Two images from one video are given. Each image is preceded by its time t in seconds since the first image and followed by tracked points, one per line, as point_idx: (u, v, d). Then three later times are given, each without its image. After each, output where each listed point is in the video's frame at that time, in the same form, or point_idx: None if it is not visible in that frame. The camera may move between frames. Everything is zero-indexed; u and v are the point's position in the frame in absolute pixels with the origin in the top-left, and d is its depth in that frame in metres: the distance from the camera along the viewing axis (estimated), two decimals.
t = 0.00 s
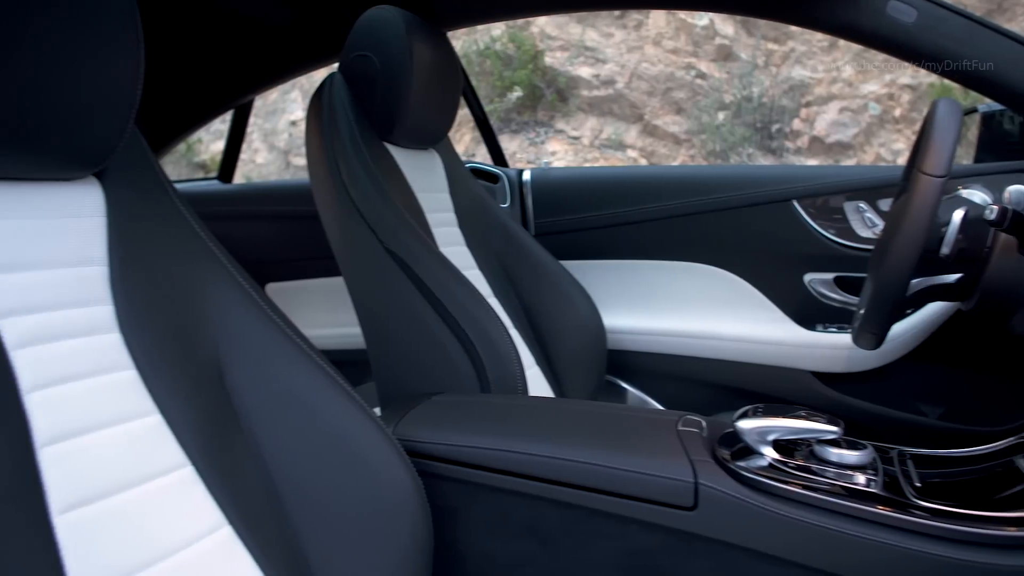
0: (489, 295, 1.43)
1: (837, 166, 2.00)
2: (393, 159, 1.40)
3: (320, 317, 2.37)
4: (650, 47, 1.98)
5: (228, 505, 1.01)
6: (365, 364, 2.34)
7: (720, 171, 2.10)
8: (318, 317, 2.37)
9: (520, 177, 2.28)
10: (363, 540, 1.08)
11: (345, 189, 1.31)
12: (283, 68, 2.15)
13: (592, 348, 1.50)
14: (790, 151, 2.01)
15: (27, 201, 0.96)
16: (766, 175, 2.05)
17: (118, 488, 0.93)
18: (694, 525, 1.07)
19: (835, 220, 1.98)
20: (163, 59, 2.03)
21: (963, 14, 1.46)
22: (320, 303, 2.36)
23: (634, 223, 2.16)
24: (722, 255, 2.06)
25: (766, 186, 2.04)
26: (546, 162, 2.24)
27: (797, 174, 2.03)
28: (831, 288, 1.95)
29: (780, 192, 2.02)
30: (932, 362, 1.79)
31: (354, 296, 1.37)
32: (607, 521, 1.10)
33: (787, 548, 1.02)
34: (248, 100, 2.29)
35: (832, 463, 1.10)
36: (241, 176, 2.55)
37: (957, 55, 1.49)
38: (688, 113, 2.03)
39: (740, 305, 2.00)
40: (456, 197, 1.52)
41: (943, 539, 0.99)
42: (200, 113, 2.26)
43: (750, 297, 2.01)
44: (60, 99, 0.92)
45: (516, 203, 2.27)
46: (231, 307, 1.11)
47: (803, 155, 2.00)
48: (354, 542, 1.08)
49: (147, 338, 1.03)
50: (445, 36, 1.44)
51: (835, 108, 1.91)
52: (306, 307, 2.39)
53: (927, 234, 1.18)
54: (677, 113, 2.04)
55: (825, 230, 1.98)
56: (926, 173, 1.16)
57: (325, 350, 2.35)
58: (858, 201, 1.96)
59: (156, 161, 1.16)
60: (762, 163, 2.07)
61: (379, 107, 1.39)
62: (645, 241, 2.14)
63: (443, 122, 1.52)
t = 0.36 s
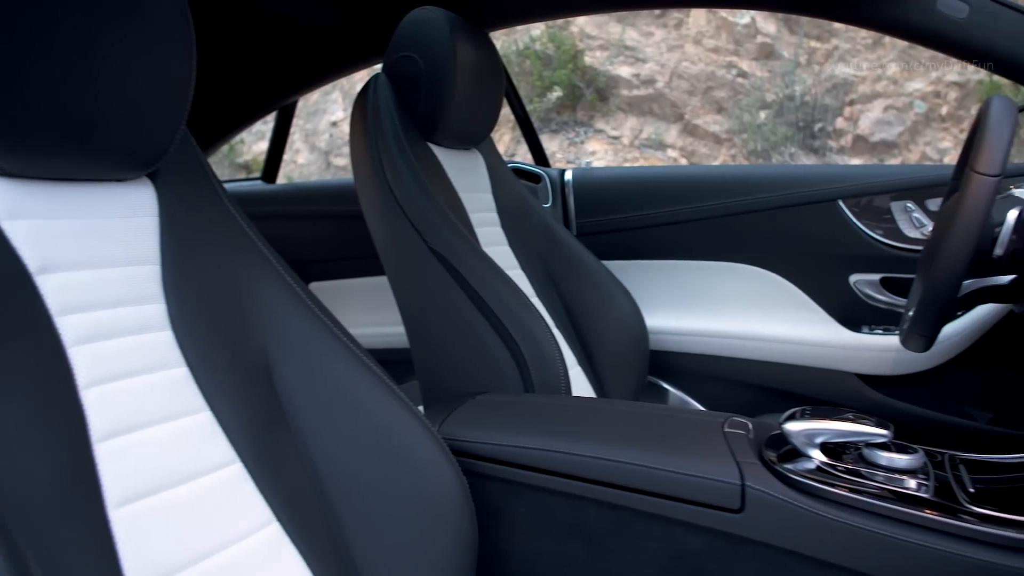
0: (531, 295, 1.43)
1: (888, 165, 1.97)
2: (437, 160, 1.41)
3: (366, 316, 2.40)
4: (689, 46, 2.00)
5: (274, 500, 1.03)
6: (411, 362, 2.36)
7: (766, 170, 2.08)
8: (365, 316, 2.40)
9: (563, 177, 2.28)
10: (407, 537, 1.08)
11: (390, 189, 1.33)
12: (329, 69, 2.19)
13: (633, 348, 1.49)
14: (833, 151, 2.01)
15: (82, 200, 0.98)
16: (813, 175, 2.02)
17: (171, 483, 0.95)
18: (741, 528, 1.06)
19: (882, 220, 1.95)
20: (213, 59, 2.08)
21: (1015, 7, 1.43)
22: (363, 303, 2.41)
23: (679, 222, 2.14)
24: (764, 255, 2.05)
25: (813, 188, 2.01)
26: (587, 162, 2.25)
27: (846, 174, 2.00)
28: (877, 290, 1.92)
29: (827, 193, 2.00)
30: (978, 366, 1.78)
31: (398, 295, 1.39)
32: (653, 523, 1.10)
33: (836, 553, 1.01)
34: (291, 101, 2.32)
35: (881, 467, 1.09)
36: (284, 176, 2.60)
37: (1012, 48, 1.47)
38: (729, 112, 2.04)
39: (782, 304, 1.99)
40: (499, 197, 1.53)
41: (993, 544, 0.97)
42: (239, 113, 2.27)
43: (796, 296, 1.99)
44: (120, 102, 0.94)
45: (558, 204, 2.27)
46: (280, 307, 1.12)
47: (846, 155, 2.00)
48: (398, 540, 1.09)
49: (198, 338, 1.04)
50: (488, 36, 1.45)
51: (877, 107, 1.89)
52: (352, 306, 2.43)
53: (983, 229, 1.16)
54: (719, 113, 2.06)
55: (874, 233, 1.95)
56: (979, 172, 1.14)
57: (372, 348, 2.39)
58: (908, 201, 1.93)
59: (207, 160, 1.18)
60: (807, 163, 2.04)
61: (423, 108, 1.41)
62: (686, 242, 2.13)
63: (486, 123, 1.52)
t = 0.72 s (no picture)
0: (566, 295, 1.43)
1: (926, 164, 1.95)
2: (472, 159, 1.41)
3: (400, 314, 2.42)
4: (723, 45, 2.01)
5: (313, 498, 1.03)
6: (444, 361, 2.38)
7: (801, 169, 2.06)
8: (399, 314, 2.43)
9: (596, 177, 2.27)
10: (445, 536, 1.09)
11: (425, 188, 1.33)
12: (365, 69, 2.20)
13: (667, 349, 1.49)
14: (868, 150, 2.00)
15: (124, 199, 0.99)
16: (848, 174, 2.00)
17: (215, 479, 0.95)
18: (779, 530, 1.05)
19: (922, 220, 1.93)
20: (254, 58, 2.11)
21: None
22: (396, 301, 2.43)
23: (713, 222, 2.13)
24: (798, 255, 2.03)
25: (849, 187, 1.99)
26: (620, 162, 2.25)
27: (883, 174, 1.97)
28: (916, 290, 1.91)
29: (863, 191, 1.97)
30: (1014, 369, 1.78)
31: (433, 293, 1.40)
32: (690, 524, 1.09)
33: (877, 558, 1.00)
34: (326, 102, 2.35)
35: (922, 470, 1.07)
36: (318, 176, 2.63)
37: None
38: (762, 111, 2.01)
39: (816, 305, 1.97)
40: (533, 197, 1.53)
41: None
42: (273, 114, 2.29)
43: (833, 296, 1.97)
44: (166, 102, 0.95)
45: (591, 204, 2.26)
46: (318, 306, 1.13)
47: (882, 155, 1.98)
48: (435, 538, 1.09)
49: (238, 336, 1.05)
50: (523, 36, 1.45)
51: (915, 105, 1.87)
52: (387, 304, 2.46)
53: None
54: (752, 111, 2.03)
55: (913, 233, 1.93)
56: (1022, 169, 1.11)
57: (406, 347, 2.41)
58: (948, 201, 1.91)
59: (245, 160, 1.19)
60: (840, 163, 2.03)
61: (458, 107, 1.41)
62: (719, 241, 2.12)
63: (519, 122, 1.52)
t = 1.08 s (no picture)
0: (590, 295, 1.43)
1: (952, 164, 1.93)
2: (496, 158, 1.42)
3: (425, 314, 2.43)
4: (747, 44, 1.99)
5: (341, 497, 1.04)
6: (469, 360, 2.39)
7: (825, 169, 2.04)
8: (423, 314, 2.44)
9: (620, 177, 2.28)
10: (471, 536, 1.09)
11: (450, 189, 1.34)
12: (391, 68, 2.22)
13: (691, 349, 1.48)
14: (893, 149, 1.98)
15: (153, 200, 0.99)
16: (872, 173, 1.98)
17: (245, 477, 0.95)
18: (805, 532, 1.04)
19: (950, 220, 1.91)
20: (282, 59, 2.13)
21: None
22: (420, 301, 2.45)
23: (738, 222, 2.12)
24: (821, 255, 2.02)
25: (874, 187, 1.97)
26: (641, 161, 2.25)
27: (908, 174, 1.96)
28: (943, 291, 1.89)
29: (888, 191, 1.96)
30: None
31: (458, 293, 1.40)
32: (715, 525, 1.09)
33: (906, 562, 0.99)
34: (349, 102, 2.36)
35: (952, 473, 1.05)
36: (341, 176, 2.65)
37: None
38: (786, 110, 2.00)
39: (840, 305, 1.96)
40: (557, 197, 1.54)
41: None
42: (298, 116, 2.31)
43: (857, 296, 1.95)
44: (196, 104, 0.96)
45: (616, 203, 2.26)
46: (344, 306, 1.14)
47: (908, 154, 1.97)
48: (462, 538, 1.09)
49: (267, 335, 1.06)
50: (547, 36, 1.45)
51: (941, 104, 1.86)
52: (412, 303, 2.47)
53: None
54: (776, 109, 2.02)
55: (939, 232, 1.91)
56: None
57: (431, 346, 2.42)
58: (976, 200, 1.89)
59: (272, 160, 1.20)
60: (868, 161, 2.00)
61: (483, 107, 1.41)
62: (742, 241, 2.12)
63: (543, 122, 1.53)
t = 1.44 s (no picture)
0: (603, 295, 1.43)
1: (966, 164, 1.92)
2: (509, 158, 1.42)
3: (439, 314, 2.44)
4: (760, 44, 2.01)
5: (356, 496, 1.04)
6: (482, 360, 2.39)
7: (840, 169, 2.03)
8: (437, 314, 2.45)
9: (633, 177, 2.27)
10: (485, 535, 1.09)
11: (463, 189, 1.34)
12: (404, 69, 2.22)
13: (705, 349, 1.48)
14: (907, 148, 1.97)
15: (169, 200, 1.00)
16: (886, 172, 1.98)
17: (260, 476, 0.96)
18: (820, 534, 1.04)
19: (965, 220, 1.90)
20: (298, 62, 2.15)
21: None
22: (434, 301, 2.46)
23: (753, 222, 2.11)
24: (834, 254, 2.02)
25: (887, 188, 1.96)
26: (654, 161, 2.25)
27: (923, 174, 1.94)
28: (958, 292, 1.88)
29: (901, 191, 1.95)
30: None
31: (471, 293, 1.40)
32: (729, 527, 1.09)
33: (921, 564, 0.98)
34: (362, 103, 2.37)
35: (968, 475, 1.04)
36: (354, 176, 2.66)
37: None
38: (800, 109, 2.01)
39: (854, 306, 1.96)
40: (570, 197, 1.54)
41: None
42: (312, 117, 2.32)
43: (870, 296, 1.95)
44: (212, 104, 0.96)
45: (629, 204, 2.25)
46: (358, 306, 1.14)
47: (922, 154, 1.95)
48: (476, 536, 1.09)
49: (282, 334, 1.06)
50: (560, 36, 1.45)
51: (955, 104, 1.85)
52: (426, 303, 2.48)
53: None
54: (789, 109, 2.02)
55: (953, 231, 1.91)
56: None
57: (445, 346, 2.42)
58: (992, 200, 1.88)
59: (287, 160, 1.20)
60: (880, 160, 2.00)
61: (496, 107, 1.41)
62: (754, 242, 2.11)
63: (556, 122, 1.53)
